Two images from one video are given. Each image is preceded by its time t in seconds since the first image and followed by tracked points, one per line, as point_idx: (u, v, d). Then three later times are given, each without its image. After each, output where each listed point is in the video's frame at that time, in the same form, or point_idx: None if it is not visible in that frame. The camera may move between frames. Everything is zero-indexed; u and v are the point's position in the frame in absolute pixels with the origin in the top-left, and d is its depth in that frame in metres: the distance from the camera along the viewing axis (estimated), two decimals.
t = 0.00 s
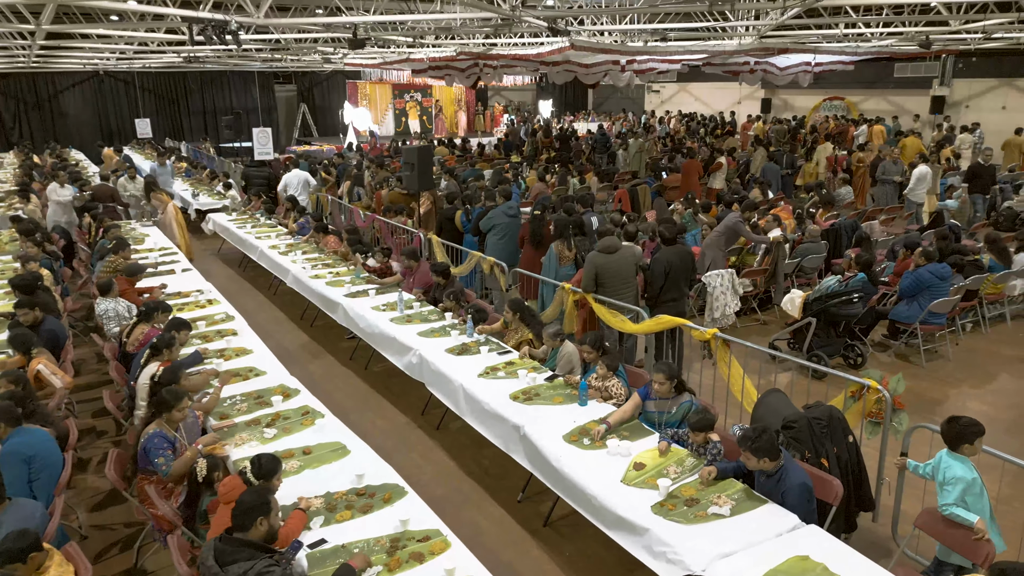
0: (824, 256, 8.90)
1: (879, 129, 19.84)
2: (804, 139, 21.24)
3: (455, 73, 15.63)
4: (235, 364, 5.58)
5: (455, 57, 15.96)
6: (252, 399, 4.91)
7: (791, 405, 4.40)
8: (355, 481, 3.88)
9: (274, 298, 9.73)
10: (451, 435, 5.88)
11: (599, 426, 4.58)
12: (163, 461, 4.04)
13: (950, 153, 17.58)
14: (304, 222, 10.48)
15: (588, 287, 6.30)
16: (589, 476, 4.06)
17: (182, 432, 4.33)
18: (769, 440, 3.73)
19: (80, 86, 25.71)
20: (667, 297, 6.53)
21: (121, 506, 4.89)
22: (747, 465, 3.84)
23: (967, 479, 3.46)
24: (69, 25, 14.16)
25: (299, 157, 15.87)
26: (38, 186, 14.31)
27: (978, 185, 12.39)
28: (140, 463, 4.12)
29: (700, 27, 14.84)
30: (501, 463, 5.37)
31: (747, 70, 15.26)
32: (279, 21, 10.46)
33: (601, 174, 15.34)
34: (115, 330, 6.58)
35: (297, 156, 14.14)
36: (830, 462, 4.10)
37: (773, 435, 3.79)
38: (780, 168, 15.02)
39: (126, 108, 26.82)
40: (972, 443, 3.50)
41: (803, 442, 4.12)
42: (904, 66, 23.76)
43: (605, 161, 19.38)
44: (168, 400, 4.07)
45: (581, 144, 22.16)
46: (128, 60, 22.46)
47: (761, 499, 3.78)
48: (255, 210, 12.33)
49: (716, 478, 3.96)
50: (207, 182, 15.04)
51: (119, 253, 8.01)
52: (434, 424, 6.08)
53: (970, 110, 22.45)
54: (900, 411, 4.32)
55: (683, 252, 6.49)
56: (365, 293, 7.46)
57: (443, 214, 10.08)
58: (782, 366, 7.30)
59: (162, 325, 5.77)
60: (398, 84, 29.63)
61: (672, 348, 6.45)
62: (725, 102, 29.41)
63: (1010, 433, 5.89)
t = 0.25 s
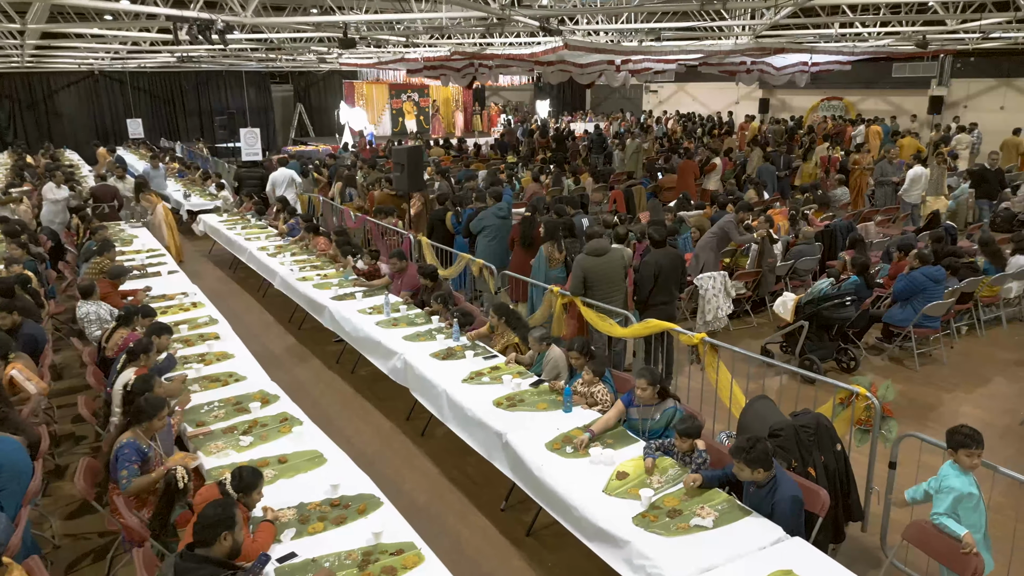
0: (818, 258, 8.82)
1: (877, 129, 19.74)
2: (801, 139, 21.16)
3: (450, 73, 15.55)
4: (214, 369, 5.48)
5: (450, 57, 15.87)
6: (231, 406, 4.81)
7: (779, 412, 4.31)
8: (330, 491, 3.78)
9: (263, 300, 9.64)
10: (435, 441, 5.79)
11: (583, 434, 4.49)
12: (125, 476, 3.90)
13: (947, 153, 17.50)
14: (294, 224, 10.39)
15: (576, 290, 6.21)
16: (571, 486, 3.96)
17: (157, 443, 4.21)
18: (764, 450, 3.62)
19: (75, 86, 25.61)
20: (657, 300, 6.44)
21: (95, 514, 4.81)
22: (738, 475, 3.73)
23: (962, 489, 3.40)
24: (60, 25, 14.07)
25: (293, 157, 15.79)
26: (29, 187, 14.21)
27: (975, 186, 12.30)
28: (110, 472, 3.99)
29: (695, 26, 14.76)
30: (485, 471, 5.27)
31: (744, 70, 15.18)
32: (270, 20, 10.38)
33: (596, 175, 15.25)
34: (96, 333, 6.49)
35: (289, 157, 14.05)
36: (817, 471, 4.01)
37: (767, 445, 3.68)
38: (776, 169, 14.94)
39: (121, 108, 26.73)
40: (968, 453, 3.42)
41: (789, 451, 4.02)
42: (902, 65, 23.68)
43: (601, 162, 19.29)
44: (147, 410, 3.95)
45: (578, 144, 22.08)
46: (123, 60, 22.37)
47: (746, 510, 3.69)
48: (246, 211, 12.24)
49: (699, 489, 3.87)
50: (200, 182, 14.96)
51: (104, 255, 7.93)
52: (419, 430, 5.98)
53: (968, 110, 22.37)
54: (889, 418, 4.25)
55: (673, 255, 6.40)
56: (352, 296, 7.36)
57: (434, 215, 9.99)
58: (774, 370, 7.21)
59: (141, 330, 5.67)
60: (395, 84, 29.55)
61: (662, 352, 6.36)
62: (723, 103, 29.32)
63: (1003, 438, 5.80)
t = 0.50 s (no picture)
0: (811, 260, 8.74)
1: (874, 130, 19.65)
2: (798, 140, 21.08)
3: (445, 73, 15.46)
4: (193, 374, 5.38)
5: (445, 56, 15.79)
6: (208, 413, 4.72)
7: (764, 420, 4.21)
8: (303, 502, 3.68)
9: (251, 302, 9.54)
10: (418, 447, 5.69)
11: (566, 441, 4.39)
12: (100, 486, 3.82)
13: (945, 154, 17.40)
14: (283, 225, 10.29)
15: (564, 294, 6.11)
16: (551, 496, 3.87)
17: (126, 452, 4.14)
18: (753, 461, 3.51)
19: (70, 86, 25.52)
20: (646, 304, 6.35)
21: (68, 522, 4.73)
22: (728, 486, 3.61)
23: (959, 501, 3.31)
24: (51, 24, 13.97)
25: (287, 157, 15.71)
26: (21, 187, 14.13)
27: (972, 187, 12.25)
28: (81, 483, 3.90)
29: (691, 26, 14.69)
30: (468, 478, 5.18)
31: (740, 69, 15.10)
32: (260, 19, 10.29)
33: (591, 176, 15.17)
34: (77, 337, 6.41)
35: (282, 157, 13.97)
36: (803, 481, 3.92)
37: (756, 456, 3.58)
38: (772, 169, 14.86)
39: (117, 108, 26.65)
40: (968, 466, 3.30)
41: (775, 460, 3.93)
42: (901, 66, 23.60)
43: (598, 162, 19.20)
44: (115, 419, 3.88)
45: (575, 145, 21.99)
46: (118, 60, 22.28)
47: (728, 522, 3.60)
48: (237, 212, 12.15)
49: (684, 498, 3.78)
50: (192, 183, 14.87)
51: (88, 257, 7.85)
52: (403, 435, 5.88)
53: (967, 110, 22.29)
54: (878, 427, 4.15)
55: (662, 257, 6.32)
56: (338, 299, 7.25)
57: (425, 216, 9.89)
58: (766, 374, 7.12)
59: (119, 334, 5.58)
60: (392, 84, 29.47)
61: (650, 357, 6.27)
62: (721, 103, 29.25)
63: (996, 444, 5.71)
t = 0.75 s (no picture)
0: (804, 263, 8.65)
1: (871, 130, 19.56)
2: (796, 141, 20.97)
3: (440, 73, 15.37)
4: (171, 380, 5.28)
5: (439, 56, 15.69)
6: (183, 420, 4.62)
7: (750, 428, 4.11)
8: (273, 513, 3.59)
9: (240, 305, 9.45)
10: (402, 454, 5.59)
11: (547, 450, 4.29)
12: (74, 498, 3.75)
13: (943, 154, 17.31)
14: (273, 226, 10.19)
15: (551, 297, 6.02)
16: (529, 507, 3.77)
17: (96, 461, 4.07)
18: (739, 472, 3.37)
19: (65, 86, 25.41)
20: (634, 307, 6.26)
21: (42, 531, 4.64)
22: (711, 497, 3.48)
23: (944, 517, 3.20)
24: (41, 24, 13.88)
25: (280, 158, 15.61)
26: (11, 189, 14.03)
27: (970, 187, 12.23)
28: (50, 495, 3.81)
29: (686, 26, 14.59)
30: (451, 486, 5.08)
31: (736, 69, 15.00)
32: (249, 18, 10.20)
33: (586, 177, 15.06)
34: (58, 340, 6.32)
35: (275, 158, 13.88)
36: (789, 491, 3.82)
37: (741, 466, 3.43)
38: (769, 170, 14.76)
39: (112, 108, 26.54)
40: (961, 484, 3.17)
41: (760, 470, 3.83)
42: (899, 66, 23.50)
43: (594, 163, 19.10)
44: (81, 429, 3.80)
45: (571, 145, 21.88)
46: (113, 60, 22.16)
47: (711, 535, 3.49)
48: (228, 213, 12.05)
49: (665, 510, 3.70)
50: (185, 184, 14.77)
51: (72, 260, 7.76)
52: (386, 441, 5.79)
53: (965, 110, 22.19)
54: (866, 435, 4.05)
55: (650, 260, 6.22)
56: (324, 302, 7.15)
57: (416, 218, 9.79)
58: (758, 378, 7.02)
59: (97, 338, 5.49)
60: (389, 84, 29.37)
61: (638, 361, 6.18)
62: (719, 103, 29.15)
63: (990, 450, 5.60)
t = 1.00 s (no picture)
0: (798, 265, 8.56)
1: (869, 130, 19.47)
2: (793, 141, 20.87)
3: (434, 73, 15.28)
4: (148, 387, 5.18)
5: (433, 56, 15.60)
6: (157, 427, 4.52)
7: (734, 436, 4.03)
8: (242, 526, 3.49)
9: (227, 307, 9.35)
10: (384, 460, 5.49)
11: (528, 459, 4.19)
12: (43, 510, 3.70)
13: (941, 155, 17.21)
14: (262, 227, 10.10)
15: (536, 301, 5.92)
16: (506, 518, 3.67)
17: (66, 470, 3.97)
18: (720, 484, 3.25)
19: (59, 87, 25.32)
20: (622, 311, 6.16)
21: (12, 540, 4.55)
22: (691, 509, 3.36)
23: (917, 538, 3.12)
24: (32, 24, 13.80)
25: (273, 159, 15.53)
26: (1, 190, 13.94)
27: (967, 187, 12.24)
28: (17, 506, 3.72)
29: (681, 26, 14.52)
30: (432, 495, 4.98)
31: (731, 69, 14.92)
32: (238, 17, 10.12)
33: (580, 177, 14.97)
34: (37, 343, 6.22)
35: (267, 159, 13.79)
36: (773, 502, 3.73)
37: (723, 478, 3.31)
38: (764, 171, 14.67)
39: (107, 108, 26.45)
40: (939, 508, 3.10)
41: (743, 480, 3.74)
42: (896, 65, 23.41)
43: (589, 163, 19.00)
44: (50, 440, 3.71)
45: (567, 146, 21.79)
46: (108, 60, 22.07)
47: (690, 548, 3.39)
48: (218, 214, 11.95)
49: (646, 522, 3.61)
50: (176, 184, 14.67)
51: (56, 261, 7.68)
52: (369, 448, 5.69)
53: (963, 110, 22.10)
54: (852, 444, 3.96)
55: (638, 263, 6.13)
56: (309, 305, 7.05)
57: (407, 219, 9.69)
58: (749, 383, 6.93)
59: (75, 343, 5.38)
60: (385, 84, 29.29)
61: (626, 366, 6.08)
62: (716, 103, 29.06)
63: (982, 456, 5.51)
